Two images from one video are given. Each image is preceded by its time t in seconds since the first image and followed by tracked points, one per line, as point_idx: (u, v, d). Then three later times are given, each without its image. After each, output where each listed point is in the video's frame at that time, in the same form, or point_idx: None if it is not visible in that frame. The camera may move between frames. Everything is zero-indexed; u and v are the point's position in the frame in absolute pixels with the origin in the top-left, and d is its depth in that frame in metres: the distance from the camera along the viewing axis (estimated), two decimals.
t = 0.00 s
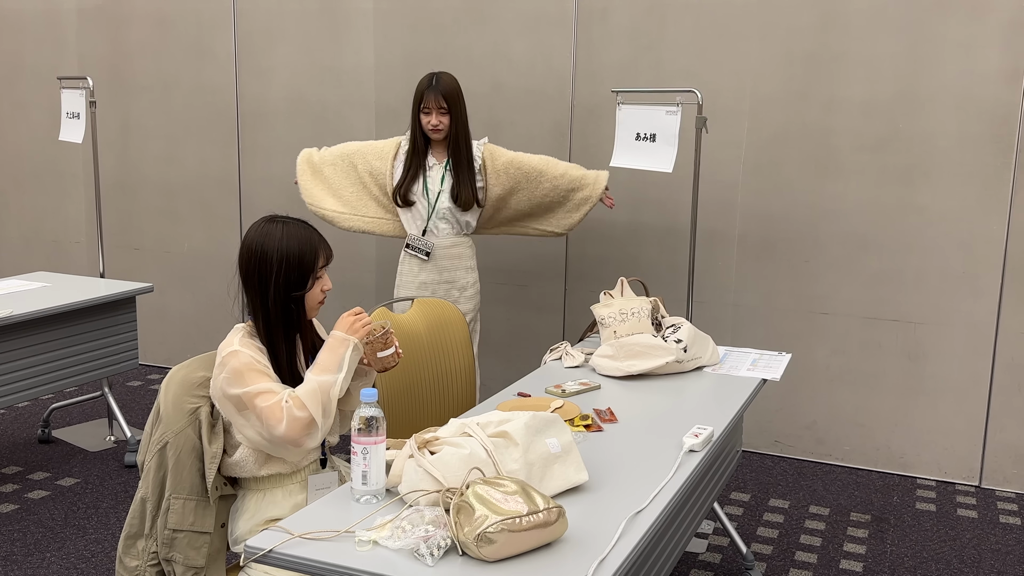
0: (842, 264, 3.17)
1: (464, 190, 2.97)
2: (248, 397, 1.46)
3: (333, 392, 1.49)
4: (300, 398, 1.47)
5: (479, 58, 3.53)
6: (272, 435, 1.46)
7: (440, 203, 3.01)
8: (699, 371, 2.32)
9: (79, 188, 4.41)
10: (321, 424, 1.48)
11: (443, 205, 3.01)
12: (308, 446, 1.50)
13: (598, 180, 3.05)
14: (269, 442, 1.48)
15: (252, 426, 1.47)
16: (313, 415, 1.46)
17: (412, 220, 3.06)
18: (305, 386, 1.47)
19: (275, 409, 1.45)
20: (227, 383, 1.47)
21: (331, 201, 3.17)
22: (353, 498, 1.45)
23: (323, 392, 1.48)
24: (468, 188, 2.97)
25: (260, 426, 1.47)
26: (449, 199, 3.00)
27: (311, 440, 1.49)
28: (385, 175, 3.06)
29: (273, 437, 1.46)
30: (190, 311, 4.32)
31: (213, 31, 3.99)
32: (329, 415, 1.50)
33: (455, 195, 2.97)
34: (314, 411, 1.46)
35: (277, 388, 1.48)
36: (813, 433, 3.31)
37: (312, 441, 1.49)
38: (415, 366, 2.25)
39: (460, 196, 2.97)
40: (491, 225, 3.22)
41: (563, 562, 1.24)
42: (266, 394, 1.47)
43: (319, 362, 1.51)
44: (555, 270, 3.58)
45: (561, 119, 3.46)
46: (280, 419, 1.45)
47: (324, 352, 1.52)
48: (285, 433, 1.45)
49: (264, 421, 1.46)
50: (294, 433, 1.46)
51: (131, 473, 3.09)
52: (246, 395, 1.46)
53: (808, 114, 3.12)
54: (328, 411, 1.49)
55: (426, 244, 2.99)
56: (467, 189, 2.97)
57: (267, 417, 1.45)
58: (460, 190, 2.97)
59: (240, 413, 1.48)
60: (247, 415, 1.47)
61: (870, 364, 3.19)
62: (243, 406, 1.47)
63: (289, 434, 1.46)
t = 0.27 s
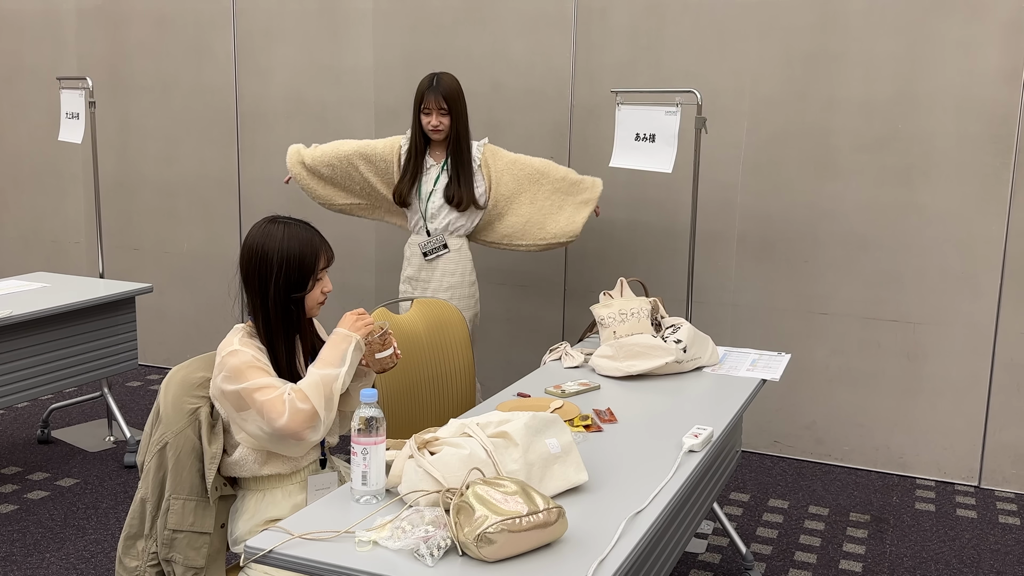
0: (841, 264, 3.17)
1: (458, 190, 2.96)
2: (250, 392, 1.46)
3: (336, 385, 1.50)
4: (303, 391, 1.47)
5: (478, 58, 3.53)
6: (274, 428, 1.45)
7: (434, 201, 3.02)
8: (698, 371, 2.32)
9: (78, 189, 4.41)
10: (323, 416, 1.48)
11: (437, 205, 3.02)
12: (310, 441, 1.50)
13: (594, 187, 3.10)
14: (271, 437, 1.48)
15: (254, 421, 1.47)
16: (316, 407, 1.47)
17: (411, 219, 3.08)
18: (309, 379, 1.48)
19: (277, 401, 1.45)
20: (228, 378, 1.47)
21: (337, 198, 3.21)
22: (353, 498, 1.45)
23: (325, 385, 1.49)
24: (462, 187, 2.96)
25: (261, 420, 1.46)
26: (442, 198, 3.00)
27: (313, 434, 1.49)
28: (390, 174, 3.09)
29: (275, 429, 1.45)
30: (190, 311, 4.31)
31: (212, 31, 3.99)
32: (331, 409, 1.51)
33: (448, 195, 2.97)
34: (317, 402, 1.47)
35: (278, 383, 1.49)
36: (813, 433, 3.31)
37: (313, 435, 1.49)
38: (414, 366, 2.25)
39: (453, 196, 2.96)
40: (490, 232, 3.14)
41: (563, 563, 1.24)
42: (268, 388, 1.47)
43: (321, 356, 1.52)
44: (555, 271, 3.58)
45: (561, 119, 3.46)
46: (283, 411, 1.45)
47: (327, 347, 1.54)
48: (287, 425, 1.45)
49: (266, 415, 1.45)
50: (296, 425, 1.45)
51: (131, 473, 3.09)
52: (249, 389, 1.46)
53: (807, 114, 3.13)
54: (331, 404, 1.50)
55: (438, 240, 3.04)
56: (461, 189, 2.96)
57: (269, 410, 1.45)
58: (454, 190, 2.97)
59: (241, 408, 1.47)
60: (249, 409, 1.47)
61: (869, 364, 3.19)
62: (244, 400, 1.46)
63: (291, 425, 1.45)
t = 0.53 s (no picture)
0: (841, 264, 3.17)
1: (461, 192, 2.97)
2: (249, 392, 1.46)
3: (334, 383, 1.50)
4: (301, 389, 1.47)
5: (478, 58, 3.54)
6: (273, 426, 1.45)
7: (443, 204, 3.01)
8: (698, 371, 2.32)
9: (78, 189, 4.41)
10: (322, 414, 1.48)
11: (444, 207, 3.01)
12: (309, 439, 1.50)
13: (594, 187, 3.06)
14: (270, 435, 1.47)
15: (253, 419, 1.47)
16: (315, 405, 1.47)
17: (414, 221, 3.06)
18: (307, 377, 1.48)
19: (276, 400, 1.45)
20: (227, 378, 1.47)
21: (332, 204, 3.17)
22: (353, 498, 1.45)
23: (324, 383, 1.49)
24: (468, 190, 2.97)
25: (260, 419, 1.46)
26: (450, 200, 3.00)
27: (313, 432, 1.49)
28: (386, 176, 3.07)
29: (274, 428, 1.45)
30: (189, 311, 4.31)
31: (212, 32, 3.99)
32: (330, 407, 1.50)
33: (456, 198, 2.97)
34: (316, 401, 1.47)
35: (277, 382, 1.48)
36: (812, 434, 3.31)
37: (313, 433, 1.49)
38: (414, 367, 2.25)
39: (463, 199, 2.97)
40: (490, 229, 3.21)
41: (562, 563, 1.24)
42: (266, 387, 1.47)
43: (320, 355, 1.52)
44: (554, 271, 3.58)
45: (561, 119, 3.46)
46: (281, 410, 1.45)
47: (326, 345, 1.53)
48: (286, 424, 1.45)
49: (265, 413, 1.45)
50: (295, 423, 1.45)
51: (130, 473, 3.09)
52: (247, 388, 1.45)
53: (806, 114, 3.13)
54: (329, 402, 1.50)
55: (432, 244, 3.01)
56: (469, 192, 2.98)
57: (267, 408, 1.45)
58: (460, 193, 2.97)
59: (241, 407, 1.47)
60: (248, 408, 1.47)
61: (868, 364, 3.19)
62: (243, 399, 1.46)
63: (290, 423, 1.45)
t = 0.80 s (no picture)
0: (841, 264, 3.17)
1: (457, 191, 2.97)
2: (249, 389, 1.45)
3: (334, 380, 1.50)
4: (301, 386, 1.47)
5: (478, 59, 3.54)
6: (273, 422, 1.45)
7: (433, 202, 3.02)
8: (698, 371, 2.32)
9: (78, 190, 4.41)
10: (322, 411, 1.48)
11: (434, 205, 3.02)
12: (309, 436, 1.50)
13: (590, 188, 3.09)
14: (270, 432, 1.47)
15: (253, 416, 1.47)
16: (315, 401, 1.46)
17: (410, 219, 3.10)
18: (307, 374, 1.48)
19: (275, 396, 1.45)
20: (227, 376, 1.47)
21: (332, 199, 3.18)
22: (354, 498, 1.46)
23: (324, 380, 1.49)
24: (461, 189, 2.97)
25: (259, 415, 1.46)
26: (440, 198, 3.01)
27: (312, 428, 1.48)
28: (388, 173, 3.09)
29: (274, 423, 1.45)
30: (189, 312, 4.31)
31: (212, 32, 3.99)
32: (330, 404, 1.50)
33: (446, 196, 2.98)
34: (316, 397, 1.47)
35: (277, 379, 1.48)
36: (812, 434, 3.31)
37: (312, 429, 1.48)
38: (414, 367, 2.25)
39: (453, 197, 2.97)
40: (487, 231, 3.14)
41: (563, 562, 1.24)
42: (266, 384, 1.46)
43: (320, 352, 1.52)
44: (554, 271, 3.58)
45: (561, 120, 3.46)
46: (281, 405, 1.44)
47: (326, 343, 1.53)
48: (285, 419, 1.44)
49: (264, 409, 1.45)
50: (295, 419, 1.45)
51: (130, 474, 3.09)
52: (247, 386, 1.45)
53: (806, 115, 3.13)
54: (329, 398, 1.50)
55: (427, 244, 3.05)
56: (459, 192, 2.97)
57: (267, 404, 1.44)
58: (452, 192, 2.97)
59: (241, 405, 1.47)
60: (248, 406, 1.47)
61: (868, 364, 3.20)
62: (242, 396, 1.46)
63: (290, 419, 1.44)
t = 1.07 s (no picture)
0: (841, 265, 3.17)
1: (458, 193, 2.97)
2: (247, 390, 1.45)
3: (333, 383, 1.50)
4: (300, 387, 1.47)
5: (478, 59, 3.54)
6: (270, 423, 1.45)
7: (438, 206, 3.01)
8: (698, 372, 2.32)
9: (78, 190, 4.41)
10: (320, 413, 1.48)
11: (439, 209, 3.01)
12: (306, 438, 1.49)
13: (595, 185, 3.05)
14: (267, 433, 1.47)
15: (250, 417, 1.47)
16: (313, 403, 1.46)
17: (409, 223, 3.06)
18: (305, 376, 1.47)
19: (273, 397, 1.45)
20: (224, 376, 1.47)
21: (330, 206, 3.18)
22: (354, 498, 1.46)
23: (322, 383, 1.49)
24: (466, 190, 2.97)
25: (257, 417, 1.46)
26: (446, 201, 3.00)
27: (309, 430, 1.48)
28: (384, 178, 3.07)
29: (271, 425, 1.45)
30: (189, 312, 4.31)
31: (212, 33, 3.99)
32: (328, 406, 1.50)
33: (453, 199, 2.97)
34: (314, 400, 1.46)
35: (275, 380, 1.48)
36: (812, 434, 3.32)
37: (310, 432, 1.48)
38: (414, 367, 2.25)
39: (460, 199, 2.97)
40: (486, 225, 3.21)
41: (564, 563, 1.24)
42: (264, 386, 1.46)
43: (320, 354, 1.52)
44: (554, 272, 3.58)
45: (560, 120, 3.46)
46: (279, 407, 1.45)
47: (326, 346, 1.53)
48: (283, 421, 1.44)
49: (262, 410, 1.45)
50: (293, 421, 1.45)
51: (130, 474, 3.09)
52: (245, 387, 1.45)
53: (806, 116, 3.13)
54: (327, 401, 1.50)
55: (421, 245, 3.02)
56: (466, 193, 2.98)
57: (265, 405, 1.44)
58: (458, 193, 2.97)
59: (239, 406, 1.47)
60: (246, 407, 1.47)
61: (868, 365, 3.20)
62: (240, 396, 1.46)
63: (287, 421, 1.45)
